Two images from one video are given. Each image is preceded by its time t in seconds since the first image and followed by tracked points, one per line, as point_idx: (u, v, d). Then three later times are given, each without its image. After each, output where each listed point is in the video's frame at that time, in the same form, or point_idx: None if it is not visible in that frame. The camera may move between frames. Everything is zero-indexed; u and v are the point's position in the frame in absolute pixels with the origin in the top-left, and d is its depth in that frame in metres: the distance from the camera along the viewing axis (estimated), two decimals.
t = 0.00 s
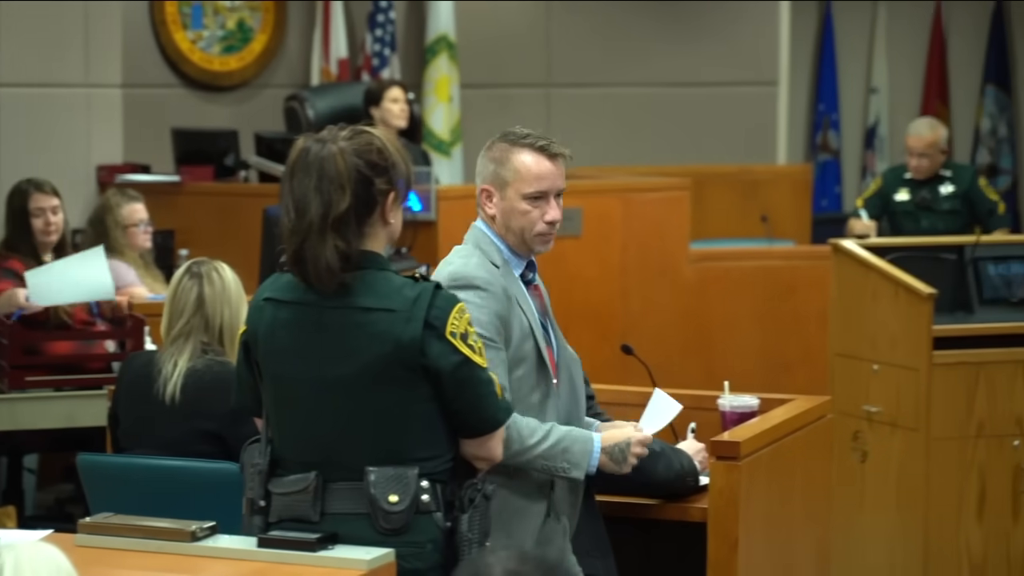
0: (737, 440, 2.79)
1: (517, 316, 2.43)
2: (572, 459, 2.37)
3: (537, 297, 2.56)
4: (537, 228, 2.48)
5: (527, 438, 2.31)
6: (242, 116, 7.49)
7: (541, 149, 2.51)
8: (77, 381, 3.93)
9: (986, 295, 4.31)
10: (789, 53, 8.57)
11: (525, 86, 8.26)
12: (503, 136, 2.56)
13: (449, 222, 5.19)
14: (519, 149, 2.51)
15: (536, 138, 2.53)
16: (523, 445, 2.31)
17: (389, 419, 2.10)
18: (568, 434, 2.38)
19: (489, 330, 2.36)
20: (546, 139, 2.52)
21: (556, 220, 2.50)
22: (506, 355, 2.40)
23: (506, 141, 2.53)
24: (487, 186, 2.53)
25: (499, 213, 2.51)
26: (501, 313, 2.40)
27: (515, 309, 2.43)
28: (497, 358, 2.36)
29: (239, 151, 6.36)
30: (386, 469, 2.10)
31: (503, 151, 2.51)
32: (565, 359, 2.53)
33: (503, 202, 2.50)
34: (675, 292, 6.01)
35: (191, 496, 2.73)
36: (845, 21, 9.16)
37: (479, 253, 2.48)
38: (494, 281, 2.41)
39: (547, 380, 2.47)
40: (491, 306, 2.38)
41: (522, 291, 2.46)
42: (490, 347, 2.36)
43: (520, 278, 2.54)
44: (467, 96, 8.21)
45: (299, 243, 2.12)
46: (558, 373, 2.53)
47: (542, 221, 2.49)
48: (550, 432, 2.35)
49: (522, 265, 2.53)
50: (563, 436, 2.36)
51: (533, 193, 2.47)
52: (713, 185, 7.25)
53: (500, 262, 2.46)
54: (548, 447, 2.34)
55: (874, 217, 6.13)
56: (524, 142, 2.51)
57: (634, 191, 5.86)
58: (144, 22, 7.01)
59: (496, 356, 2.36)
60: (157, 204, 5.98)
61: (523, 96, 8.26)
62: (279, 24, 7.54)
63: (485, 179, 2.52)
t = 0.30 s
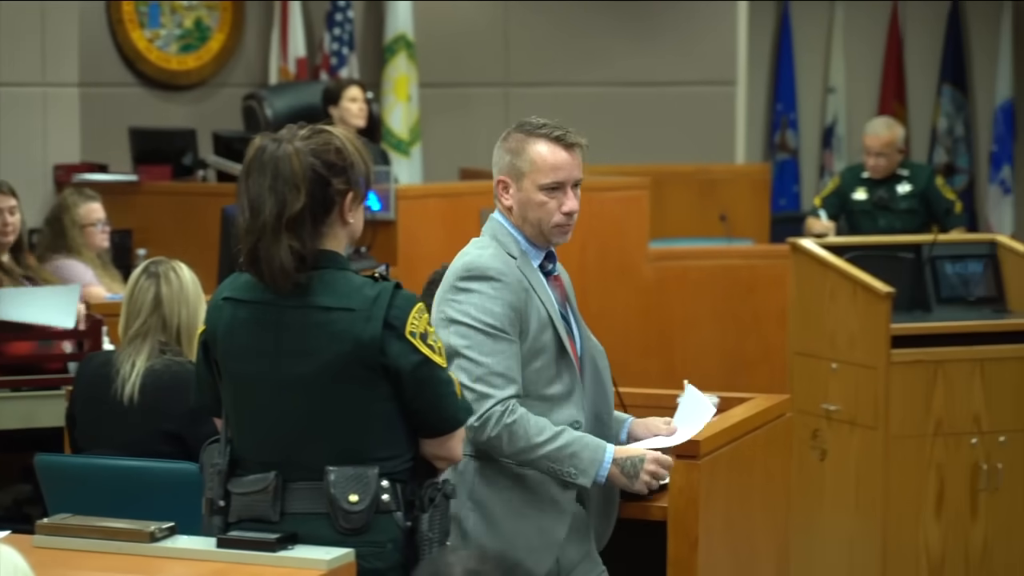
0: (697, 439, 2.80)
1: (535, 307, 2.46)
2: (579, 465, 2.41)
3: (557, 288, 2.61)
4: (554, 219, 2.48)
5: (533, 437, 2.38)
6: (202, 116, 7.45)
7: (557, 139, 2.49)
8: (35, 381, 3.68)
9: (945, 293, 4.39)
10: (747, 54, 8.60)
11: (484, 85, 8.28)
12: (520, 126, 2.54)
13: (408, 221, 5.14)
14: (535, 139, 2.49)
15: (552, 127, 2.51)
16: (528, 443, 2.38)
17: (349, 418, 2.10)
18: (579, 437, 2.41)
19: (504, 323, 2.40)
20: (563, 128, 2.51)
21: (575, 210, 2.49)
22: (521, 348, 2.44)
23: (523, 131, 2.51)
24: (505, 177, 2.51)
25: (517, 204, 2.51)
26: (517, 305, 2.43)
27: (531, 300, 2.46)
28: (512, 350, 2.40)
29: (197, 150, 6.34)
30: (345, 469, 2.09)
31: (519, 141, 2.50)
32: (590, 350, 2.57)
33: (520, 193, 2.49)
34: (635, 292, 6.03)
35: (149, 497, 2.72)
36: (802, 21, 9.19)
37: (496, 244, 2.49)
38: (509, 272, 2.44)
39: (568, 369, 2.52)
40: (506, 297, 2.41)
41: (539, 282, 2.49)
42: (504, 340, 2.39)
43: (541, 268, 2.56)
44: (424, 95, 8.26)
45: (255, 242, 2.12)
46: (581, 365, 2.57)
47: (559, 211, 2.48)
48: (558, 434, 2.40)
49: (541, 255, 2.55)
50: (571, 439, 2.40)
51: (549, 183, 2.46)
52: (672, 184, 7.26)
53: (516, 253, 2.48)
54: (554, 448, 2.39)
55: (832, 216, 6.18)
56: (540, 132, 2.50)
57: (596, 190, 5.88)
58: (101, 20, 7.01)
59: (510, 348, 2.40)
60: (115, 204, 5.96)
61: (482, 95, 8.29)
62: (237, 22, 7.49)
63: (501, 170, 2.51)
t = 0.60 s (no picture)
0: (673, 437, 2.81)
1: (543, 299, 2.25)
2: (585, 460, 2.14)
3: (569, 283, 2.37)
4: (566, 212, 2.26)
5: (537, 430, 2.14)
6: (177, 115, 7.43)
7: (569, 131, 2.25)
8: (10, 382, 3.67)
9: (920, 292, 4.40)
10: (723, 54, 8.62)
11: (461, 84, 8.26)
12: (533, 114, 2.30)
13: (384, 220, 5.15)
14: (547, 130, 2.25)
15: (565, 118, 2.27)
16: (531, 438, 2.14)
17: (326, 417, 2.12)
18: (587, 431, 2.15)
19: (507, 312, 2.19)
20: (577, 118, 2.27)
21: (587, 204, 2.26)
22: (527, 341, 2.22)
23: (535, 121, 2.27)
24: (515, 168, 2.29)
25: (528, 196, 2.28)
26: (522, 298, 2.21)
27: (539, 293, 2.24)
28: (516, 341, 2.18)
29: (172, 149, 6.33)
30: (322, 468, 2.10)
31: (530, 131, 2.27)
32: (601, 343, 2.34)
33: (531, 185, 2.27)
34: (613, 292, 6.04)
35: (126, 499, 2.71)
36: (779, 20, 9.19)
37: (504, 236, 2.28)
38: (516, 264, 2.23)
39: (581, 362, 2.28)
40: (512, 290, 2.21)
41: (550, 276, 2.28)
42: (508, 332, 2.18)
43: (551, 261, 2.34)
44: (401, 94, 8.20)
45: (229, 242, 2.13)
46: (592, 359, 2.34)
47: (571, 205, 2.26)
48: (564, 427, 2.15)
49: (552, 248, 2.33)
50: (577, 432, 2.14)
51: (560, 176, 2.23)
52: (649, 183, 7.24)
53: (526, 245, 2.27)
54: (559, 442, 2.14)
55: (808, 215, 6.20)
56: (552, 122, 2.26)
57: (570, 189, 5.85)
58: (76, 18, 6.99)
59: (515, 340, 2.18)
60: (91, 204, 5.93)
61: (458, 94, 8.27)
62: (213, 22, 7.46)
63: (512, 160, 2.28)
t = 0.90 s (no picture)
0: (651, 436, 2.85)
1: (549, 292, 2.27)
2: (587, 452, 2.13)
3: (578, 275, 2.39)
4: (573, 205, 2.28)
5: (540, 421, 2.13)
6: (152, 111, 7.42)
7: (579, 124, 2.26)
8: None
9: (895, 289, 4.42)
10: (698, 51, 8.64)
11: (437, 81, 8.23)
12: (544, 105, 2.32)
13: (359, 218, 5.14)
14: (555, 122, 2.27)
15: (577, 110, 2.28)
16: (533, 429, 2.14)
17: (302, 416, 2.12)
18: (591, 424, 2.14)
19: (511, 304, 2.21)
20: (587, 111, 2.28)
21: (595, 198, 2.28)
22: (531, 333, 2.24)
23: (545, 112, 2.29)
24: (525, 159, 2.30)
25: (536, 187, 2.30)
26: (528, 291, 2.24)
27: (544, 286, 2.26)
28: (520, 333, 2.20)
29: (147, 147, 6.31)
30: (298, 465, 2.11)
31: (540, 122, 2.28)
32: (611, 335, 2.36)
33: (539, 176, 2.29)
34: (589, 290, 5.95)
35: (100, 496, 2.39)
36: (755, 18, 9.19)
37: (511, 228, 2.31)
38: (522, 257, 2.25)
39: (588, 355, 2.30)
40: (517, 282, 2.23)
41: (557, 267, 2.30)
42: (512, 322, 2.20)
43: (560, 252, 2.37)
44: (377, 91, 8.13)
45: (202, 239, 2.13)
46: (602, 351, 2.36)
47: (579, 198, 2.27)
48: (566, 419, 2.15)
49: (560, 239, 2.35)
50: (579, 423, 2.14)
51: (568, 170, 2.25)
52: (625, 181, 7.21)
53: (533, 236, 2.30)
54: (560, 434, 2.14)
55: (783, 212, 6.21)
56: (562, 115, 2.27)
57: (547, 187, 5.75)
58: (51, 15, 6.98)
59: (520, 330, 2.20)
60: (65, 202, 5.91)
61: (435, 91, 8.23)
62: (189, 19, 7.44)
63: (521, 152, 2.30)
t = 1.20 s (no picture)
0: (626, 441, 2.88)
1: (553, 290, 2.29)
2: (591, 450, 2.13)
3: (583, 271, 2.41)
4: (577, 205, 2.30)
5: (546, 417, 2.14)
6: (124, 108, 7.42)
7: (585, 123, 2.28)
8: None
9: (868, 285, 4.45)
10: (671, 48, 8.66)
11: (411, 78, 8.21)
12: (551, 100, 2.33)
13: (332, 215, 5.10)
14: (561, 120, 2.28)
15: (584, 108, 2.29)
16: (538, 425, 2.14)
17: (276, 413, 2.13)
18: (596, 422, 2.14)
19: (514, 302, 2.24)
20: (594, 110, 2.29)
21: (599, 198, 2.30)
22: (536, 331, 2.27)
23: (552, 109, 2.31)
24: (530, 156, 2.33)
25: (541, 184, 2.32)
26: (531, 290, 2.26)
27: (548, 284, 2.29)
28: (525, 330, 2.22)
29: (119, 144, 6.29)
30: (272, 462, 2.11)
31: (546, 119, 2.30)
32: (619, 331, 2.38)
33: (544, 174, 2.31)
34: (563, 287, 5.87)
35: (73, 493, 2.66)
36: (728, 14, 9.20)
37: (514, 225, 2.34)
38: (524, 254, 2.28)
39: (593, 353, 2.33)
40: (519, 280, 2.25)
41: (561, 265, 2.33)
42: (517, 319, 2.22)
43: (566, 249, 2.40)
44: (349, 88, 8.13)
45: (174, 236, 2.12)
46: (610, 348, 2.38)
47: (583, 198, 2.29)
48: (571, 416, 2.15)
49: (564, 238, 2.38)
50: (584, 420, 2.14)
51: (572, 169, 2.27)
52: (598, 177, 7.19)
53: (537, 233, 2.33)
54: (564, 430, 2.14)
55: (757, 209, 6.22)
56: (568, 113, 2.29)
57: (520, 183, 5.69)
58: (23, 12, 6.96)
59: (524, 327, 2.22)
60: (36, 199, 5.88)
61: (409, 88, 8.21)
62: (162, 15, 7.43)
63: (528, 148, 2.32)
